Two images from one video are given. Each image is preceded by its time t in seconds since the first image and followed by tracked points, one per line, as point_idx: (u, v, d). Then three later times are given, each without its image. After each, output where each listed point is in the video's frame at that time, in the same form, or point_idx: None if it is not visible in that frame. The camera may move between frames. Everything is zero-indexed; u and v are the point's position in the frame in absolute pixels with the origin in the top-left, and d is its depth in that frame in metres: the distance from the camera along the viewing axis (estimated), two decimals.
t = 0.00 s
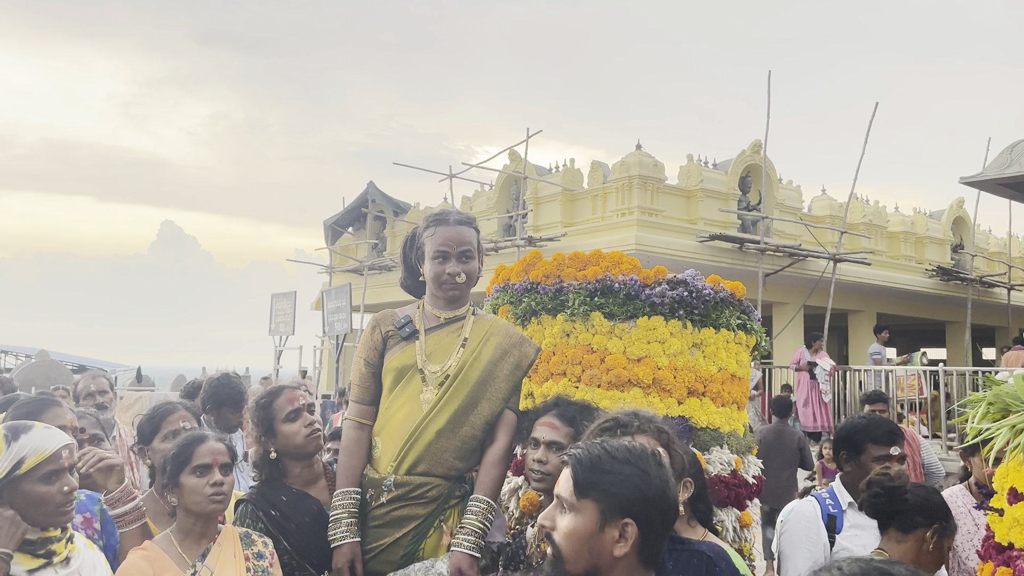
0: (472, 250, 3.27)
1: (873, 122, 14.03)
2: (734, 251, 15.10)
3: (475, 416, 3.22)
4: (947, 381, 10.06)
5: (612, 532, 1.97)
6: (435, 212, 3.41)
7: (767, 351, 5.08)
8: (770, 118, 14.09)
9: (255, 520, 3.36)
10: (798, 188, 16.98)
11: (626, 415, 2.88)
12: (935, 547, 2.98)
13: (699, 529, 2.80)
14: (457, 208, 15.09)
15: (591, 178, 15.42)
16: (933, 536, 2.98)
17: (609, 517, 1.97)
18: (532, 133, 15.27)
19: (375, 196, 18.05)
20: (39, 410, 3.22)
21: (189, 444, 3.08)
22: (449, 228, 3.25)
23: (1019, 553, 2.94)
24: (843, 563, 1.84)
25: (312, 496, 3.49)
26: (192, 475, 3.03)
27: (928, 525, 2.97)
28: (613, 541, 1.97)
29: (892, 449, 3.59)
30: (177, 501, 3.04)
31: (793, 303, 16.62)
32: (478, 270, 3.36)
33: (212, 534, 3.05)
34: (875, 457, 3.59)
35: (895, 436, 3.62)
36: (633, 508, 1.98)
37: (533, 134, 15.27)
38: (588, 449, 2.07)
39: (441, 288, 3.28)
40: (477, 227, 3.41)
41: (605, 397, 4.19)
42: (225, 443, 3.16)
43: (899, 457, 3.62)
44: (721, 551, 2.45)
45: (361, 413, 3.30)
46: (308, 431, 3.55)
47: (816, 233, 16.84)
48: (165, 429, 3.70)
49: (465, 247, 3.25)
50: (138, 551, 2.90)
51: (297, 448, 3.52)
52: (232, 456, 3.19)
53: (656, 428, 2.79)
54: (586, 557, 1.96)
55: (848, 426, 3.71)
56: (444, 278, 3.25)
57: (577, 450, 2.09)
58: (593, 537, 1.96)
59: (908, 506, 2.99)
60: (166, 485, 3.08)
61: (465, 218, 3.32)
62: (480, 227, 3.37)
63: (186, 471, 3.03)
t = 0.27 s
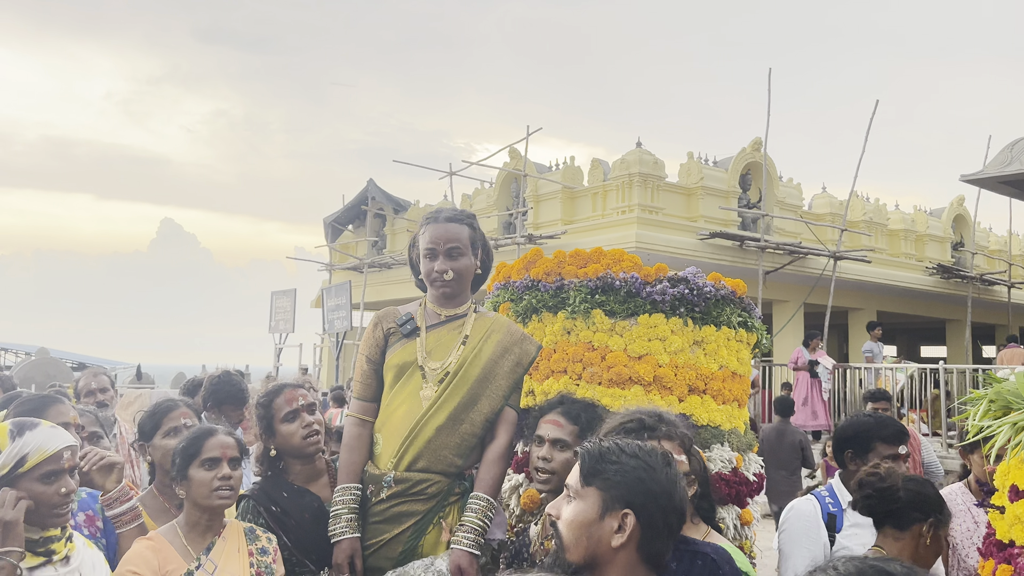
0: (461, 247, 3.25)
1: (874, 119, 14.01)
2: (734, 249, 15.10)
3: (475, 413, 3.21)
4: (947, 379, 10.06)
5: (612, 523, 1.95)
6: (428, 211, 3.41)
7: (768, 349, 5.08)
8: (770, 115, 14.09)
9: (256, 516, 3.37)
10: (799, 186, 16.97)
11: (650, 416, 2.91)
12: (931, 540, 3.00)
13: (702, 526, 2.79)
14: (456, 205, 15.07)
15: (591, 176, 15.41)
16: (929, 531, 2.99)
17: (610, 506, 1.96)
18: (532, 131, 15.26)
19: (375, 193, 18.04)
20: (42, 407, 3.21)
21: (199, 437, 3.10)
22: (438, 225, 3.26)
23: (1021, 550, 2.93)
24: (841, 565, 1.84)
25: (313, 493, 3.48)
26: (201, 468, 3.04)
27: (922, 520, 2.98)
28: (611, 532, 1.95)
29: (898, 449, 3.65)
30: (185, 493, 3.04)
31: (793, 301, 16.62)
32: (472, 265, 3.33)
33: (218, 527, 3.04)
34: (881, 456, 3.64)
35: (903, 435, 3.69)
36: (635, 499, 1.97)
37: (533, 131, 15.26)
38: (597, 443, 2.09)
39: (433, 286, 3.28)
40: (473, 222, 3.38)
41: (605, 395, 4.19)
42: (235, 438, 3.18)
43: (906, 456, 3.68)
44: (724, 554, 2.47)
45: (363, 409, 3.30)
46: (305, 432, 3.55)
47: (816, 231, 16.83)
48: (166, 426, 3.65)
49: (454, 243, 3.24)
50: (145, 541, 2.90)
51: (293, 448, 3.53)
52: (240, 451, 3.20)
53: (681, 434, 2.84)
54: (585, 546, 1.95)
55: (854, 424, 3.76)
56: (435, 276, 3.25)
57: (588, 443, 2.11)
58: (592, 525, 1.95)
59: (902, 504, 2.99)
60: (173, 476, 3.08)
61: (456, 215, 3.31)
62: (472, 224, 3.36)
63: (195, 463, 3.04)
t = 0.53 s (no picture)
0: (451, 246, 3.23)
1: (874, 118, 14.02)
2: (734, 247, 15.11)
3: (475, 412, 3.22)
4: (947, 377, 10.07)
5: (606, 521, 1.96)
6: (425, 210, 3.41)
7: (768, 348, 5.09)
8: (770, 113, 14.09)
9: (257, 513, 3.37)
10: (799, 184, 16.97)
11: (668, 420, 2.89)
12: (913, 530, 3.01)
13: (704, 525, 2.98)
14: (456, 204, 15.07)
15: (591, 174, 15.40)
16: (910, 523, 3.00)
17: (604, 504, 1.97)
18: (532, 129, 15.26)
19: (375, 192, 18.04)
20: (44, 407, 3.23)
21: (211, 436, 3.11)
22: (430, 225, 3.26)
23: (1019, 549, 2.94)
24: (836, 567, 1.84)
25: (314, 491, 3.50)
26: (214, 466, 3.06)
27: (901, 514, 2.98)
28: (606, 530, 1.96)
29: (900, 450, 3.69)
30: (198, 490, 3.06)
31: (793, 299, 16.63)
32: (466, 263, 3.31)
33: (228, 525, 3.06)
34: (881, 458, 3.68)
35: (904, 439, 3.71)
36: (629, 497, 1.98)
37: (533, 129, 15.26)
38: (589, 444, 2.11)
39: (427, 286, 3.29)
40: (469, 218, 3.35)
41: (605, 393, 4.20)
42: (247, 435, 3.19)
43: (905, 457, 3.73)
44: (728, 558, 2.49)
45: (365, 408, 3.33)
46: (306, 432, 3.56)
47: (816, 229, 16.84)
48: (169, 422, 3.64)
49: (445, 243, 3.23)
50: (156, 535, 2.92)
51: (295, 448, 3.54)
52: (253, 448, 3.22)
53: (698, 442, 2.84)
54: (581, 546, 1.96)
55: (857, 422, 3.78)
56: (428, 276, 3.26)
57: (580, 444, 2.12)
58: (587, 524, 1.96)
59: (879, 506, 2.98)
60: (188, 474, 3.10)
61: (448, 214, 3.29)
62: (467, 221, 3.32)
63: (208, 462, 3.05)
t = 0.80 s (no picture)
0: (451, 245, 3.24)
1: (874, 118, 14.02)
2: (734, 246, 15.12)
3: (474, 411, 3.22)
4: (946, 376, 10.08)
5: (600, 520, 1.97)
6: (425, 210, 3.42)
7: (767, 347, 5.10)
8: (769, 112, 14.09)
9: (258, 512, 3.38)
10: (799, 183, 16.97)
11: (690, 432, 2.75)
12: (907, 532, 2.98)
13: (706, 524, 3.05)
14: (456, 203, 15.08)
15: (591, 173, 15.41)
16: (902, 526, 2.97)
17: (598, 504, 1.98)
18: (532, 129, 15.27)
19: (375, 190, 18.05)
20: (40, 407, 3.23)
21: (223, 436, 3.13)
22: (430, 225, 3.26)
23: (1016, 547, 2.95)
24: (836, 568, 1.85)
25: (314, 490, 3.50)
26: (225, 467, 3.07)
27: (893, 519, 2.96)
28: (600, 529, 1.97)
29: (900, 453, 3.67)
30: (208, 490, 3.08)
31: (793, 298, 16.65)
32: (466, 262, 3.32)
33: (237, 526, 3.07)
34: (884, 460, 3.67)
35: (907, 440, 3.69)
36: (623, 496, 1.99)
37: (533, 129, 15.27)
38: (583, 445, 2.11)
39: (427, 285, 3.30)
40: (467, 216, 3.35)
41: (605, 392, 4.21)
42: (259, 436, 3.21)
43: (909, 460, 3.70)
44: (728, 560, 2.48)
45: (365, 407, 3.34)
46: (307, 430, 3.58)
47: (816, 228, 16.85)
48: (172, 420, 3.65)
49: (444, 242, 3.23)
50: (167, 530, 2.94)
51: (296, 446, 3.56)
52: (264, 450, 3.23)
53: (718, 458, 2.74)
54: (576, 545, 1.97)
55: (863, 424, 3.77)
56: (428, 275, 3.27)
57: (574, 444, 2.13)
58: (581, 524, 1.97)
59: (869, 510, 2.98)
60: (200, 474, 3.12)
61: (447, 212, 3.30)
62: (466, 220, 3.33)
63: (220, 462, 3.07)
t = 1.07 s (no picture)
0: (451, 244, 3.25)
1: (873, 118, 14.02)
2: (734, 246, 15.12)
3: (474, 410, 3.23)
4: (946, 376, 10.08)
5: (611, 525, 2.00)
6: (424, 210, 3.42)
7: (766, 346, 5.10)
8: (769, 112, 14.09)
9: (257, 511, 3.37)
10: (798, 183, 16.97)
11: (694, 436, 2.72)
12: (927, 538, 2.98)
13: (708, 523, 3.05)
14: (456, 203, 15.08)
15: (591, 173, 15.42)
16: (921, 530, 2.97)
17: (608, 510, 2.00)
18: (532, 128, 15.27)
19: (374, 190, 18.05)
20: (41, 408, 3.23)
21: (230, 439, 3.13)
22: (430, 223, 3.26)
23: (1016, 546, 2.95)
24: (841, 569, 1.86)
25: (313, 489, 3.50)
26: (229, 471, 3.08)
27: (912, 522, 2.96)
28: (611, 533, 2.00)
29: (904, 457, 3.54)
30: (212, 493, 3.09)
31: (792, 298, 16.65)
32: (466, 261, 3.32)
33: (239, 529, 3.07)
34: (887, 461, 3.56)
35: (914, 443, 3.56)
36: (632, 501, 2.02)
37: (533, 129, 15.27)
38: (589, 445, 2.11)
39: (427, 284, 3.30)
40: (466, 215, 3.36)
41: (605, 392, 4.21)
42: (265, 441, 3.22)
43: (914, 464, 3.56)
44: (731, 560, 2.48)
45: (362, 406, 3.33)
46: (305, 429, 3.58)
47: (816, 228, 16.85)
48: (171, 421, 3.65)
49: (444, 241, 3.24)
50: (167, 532, 2.94)
51: (295, 445, 3.56)
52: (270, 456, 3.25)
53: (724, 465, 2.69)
54: (583, 549, 1.99)
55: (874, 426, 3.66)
56: (428, 273, 3.27)
57: (580, 444, 2.13)
58: (592, 528, 1.99)
59: (887, 509, 2.98)
60: (203, 477, 3.13)
61: (447, 212, 3.31)
62: (466, 220, 3.34)
63: (224, 466, 3.07)
